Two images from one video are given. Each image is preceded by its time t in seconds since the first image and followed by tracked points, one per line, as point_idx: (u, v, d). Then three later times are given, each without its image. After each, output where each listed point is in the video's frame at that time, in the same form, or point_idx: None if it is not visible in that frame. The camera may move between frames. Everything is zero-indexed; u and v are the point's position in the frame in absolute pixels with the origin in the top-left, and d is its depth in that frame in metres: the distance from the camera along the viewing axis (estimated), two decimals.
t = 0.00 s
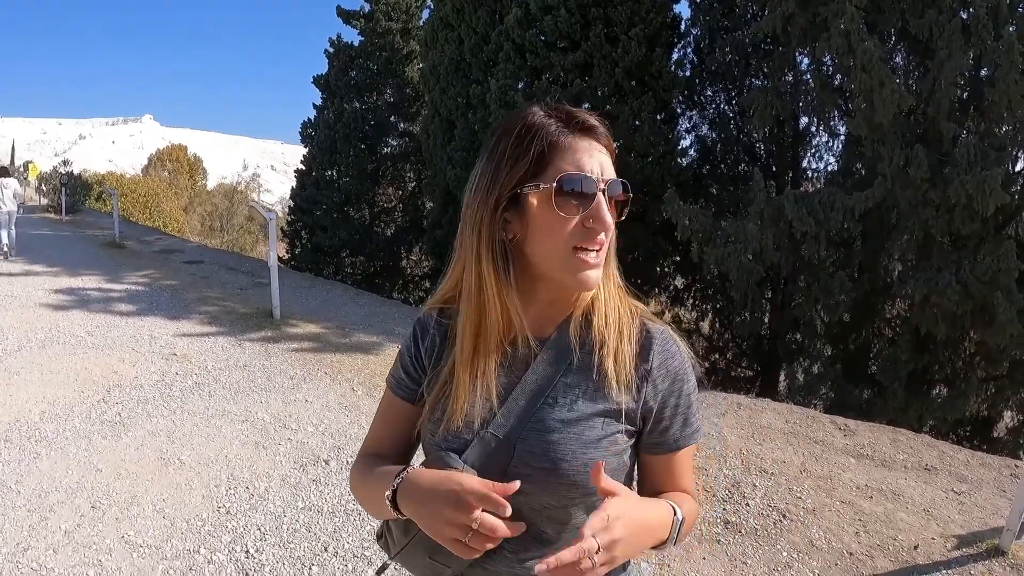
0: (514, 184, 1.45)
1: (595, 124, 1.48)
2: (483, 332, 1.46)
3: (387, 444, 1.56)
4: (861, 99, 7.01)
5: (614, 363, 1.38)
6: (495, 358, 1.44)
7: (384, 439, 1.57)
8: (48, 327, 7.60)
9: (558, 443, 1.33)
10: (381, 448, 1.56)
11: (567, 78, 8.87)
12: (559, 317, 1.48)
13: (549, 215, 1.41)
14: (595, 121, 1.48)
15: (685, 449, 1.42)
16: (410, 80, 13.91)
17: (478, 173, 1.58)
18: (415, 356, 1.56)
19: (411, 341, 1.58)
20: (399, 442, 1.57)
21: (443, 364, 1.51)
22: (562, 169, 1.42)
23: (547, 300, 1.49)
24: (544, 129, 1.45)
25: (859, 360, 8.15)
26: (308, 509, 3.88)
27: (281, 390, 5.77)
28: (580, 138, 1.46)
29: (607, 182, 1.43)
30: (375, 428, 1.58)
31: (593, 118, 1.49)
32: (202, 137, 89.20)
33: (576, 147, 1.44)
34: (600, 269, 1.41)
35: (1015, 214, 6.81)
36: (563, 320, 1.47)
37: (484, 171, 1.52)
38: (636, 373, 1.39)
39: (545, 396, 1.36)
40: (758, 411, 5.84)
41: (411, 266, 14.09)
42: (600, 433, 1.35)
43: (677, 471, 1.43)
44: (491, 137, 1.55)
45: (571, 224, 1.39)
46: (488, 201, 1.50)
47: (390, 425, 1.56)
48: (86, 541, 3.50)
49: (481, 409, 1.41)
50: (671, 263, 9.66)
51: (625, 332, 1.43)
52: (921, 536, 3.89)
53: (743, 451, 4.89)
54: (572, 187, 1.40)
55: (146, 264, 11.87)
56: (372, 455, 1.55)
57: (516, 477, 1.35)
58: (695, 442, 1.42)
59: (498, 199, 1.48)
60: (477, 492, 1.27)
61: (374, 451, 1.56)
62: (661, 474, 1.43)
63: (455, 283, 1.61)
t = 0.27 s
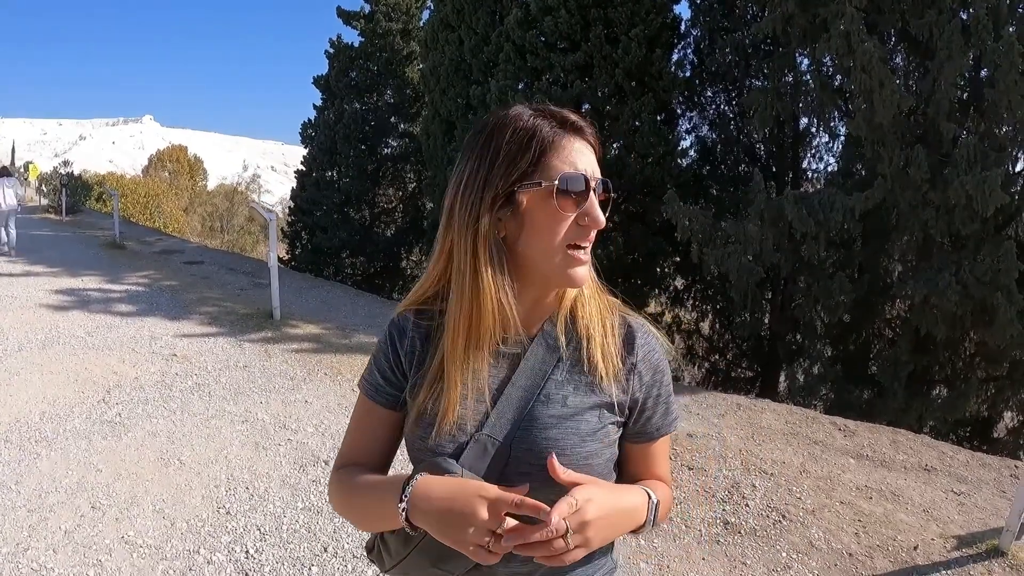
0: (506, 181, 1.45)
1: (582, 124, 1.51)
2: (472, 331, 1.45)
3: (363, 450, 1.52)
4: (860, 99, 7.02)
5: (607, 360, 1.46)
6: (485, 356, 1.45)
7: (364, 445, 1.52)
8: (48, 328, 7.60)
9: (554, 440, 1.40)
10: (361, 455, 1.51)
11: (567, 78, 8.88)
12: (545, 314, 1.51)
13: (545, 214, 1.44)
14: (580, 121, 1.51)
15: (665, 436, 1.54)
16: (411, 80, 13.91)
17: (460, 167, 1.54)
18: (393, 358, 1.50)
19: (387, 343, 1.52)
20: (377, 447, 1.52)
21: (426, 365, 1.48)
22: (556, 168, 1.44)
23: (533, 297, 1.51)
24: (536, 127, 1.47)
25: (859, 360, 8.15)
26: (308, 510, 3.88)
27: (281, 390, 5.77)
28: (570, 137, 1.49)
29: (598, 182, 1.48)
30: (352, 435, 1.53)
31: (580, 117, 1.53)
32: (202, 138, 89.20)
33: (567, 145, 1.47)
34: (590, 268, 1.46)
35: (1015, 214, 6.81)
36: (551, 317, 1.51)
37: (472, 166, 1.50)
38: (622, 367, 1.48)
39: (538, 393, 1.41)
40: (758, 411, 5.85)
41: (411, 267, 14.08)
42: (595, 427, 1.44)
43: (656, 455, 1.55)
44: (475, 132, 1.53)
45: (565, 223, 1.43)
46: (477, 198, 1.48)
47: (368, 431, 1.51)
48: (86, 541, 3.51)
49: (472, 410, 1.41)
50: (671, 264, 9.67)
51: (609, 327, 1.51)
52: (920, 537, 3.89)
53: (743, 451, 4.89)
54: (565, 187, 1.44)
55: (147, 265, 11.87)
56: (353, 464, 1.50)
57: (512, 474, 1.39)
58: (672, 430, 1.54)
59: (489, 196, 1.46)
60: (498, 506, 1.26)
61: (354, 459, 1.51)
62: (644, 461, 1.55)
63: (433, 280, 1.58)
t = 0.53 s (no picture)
0: (494, 184, 1.46)
1: (571, 127, 1.53)
2: (460, 334, 1.45)
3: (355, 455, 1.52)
4: (863, 100, 7.01)
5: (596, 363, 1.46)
6: (472, 359, 1.45)
7: (355, 451, 1.52)
8: (52, 330, 7.61)
9: (542, 446, 1.39)
10: (352, 461, 1.52)
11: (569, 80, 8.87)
12: (533, 317, 1.52)
13: (532, 216, 1.45)
14: (569, 125, 1.53)
15: (659, 437, 1.55)
16: (413, 82, 13.92)
17: (447, 171, 1.56)
18: (383, 362, 1.52)
19: (377, 346, 1.54)
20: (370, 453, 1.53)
21: (414, 368, 1.49)
22: (543, 171, 1.46)
23: (521, 300, 1.52)
24: (523, 130, 1.48)
25: (862, 361, 8.13)
26: (311, 511, 3.88)
27: (284, 393, 5.77)
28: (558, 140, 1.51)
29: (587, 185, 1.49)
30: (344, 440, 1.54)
31: (569, 121, 1.54)
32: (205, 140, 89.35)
33: (555, 148, 1.48)
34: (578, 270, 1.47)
35: (1019, 215, 6.80)
36: (538, 320, 1.52)
37: (459, 169, 1.51)
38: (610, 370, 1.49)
39: (527, 397, 1.41)
40: (761, 412, 5.83)
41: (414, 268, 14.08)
42: (585, 431, 1.43)
43: (653, 456, 1.56)
44: (463, 136, 1.55)
45: (553, 226, 1.44)
46: (464, 201, 1.49)
47: (359, 436, 1.52)
48: (89, 543, 3.51)
49: (460, 414, 1.42)
50: (673, 265, 9.66)
51: (597, 330, 1.52)
52: (924, 538, 3.88)
53: (745, 453, 4.88)
54: (552, 189, 1.45)
55: (149, 267, 11.89)
56: (345, 469, 1.51)
57: (500, 480, 1.39)
58: (667, 430, 1.56)
59: (477, 199, 1.48)
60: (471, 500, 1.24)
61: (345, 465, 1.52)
62: (641, 462, 1.56)
63: (422, 283, 1.59)
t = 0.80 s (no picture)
0: (491, 184, 1.47)
1: (572, 126, 1.53)
2: (457, 334, 1.46)
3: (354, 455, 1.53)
4: (868, 101, 7.00)
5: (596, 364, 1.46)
6: (470, 359, 1.46)
7: (354, 453, 1.53)
8: (56, 327, 7.63)
9: (541, 447, 1.39)
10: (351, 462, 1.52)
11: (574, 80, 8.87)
12: (532, 318, 1.52)
13: (531, 216, 1.45)
14: (570, 123, 1.53)
15: (666, 434, 1.55)
16: (418, 82, 13.93)
17: (446, 170, 1.57)
18: (381, 363, 1.54)
19: (377, 346, 1.56)
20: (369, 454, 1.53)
21: (412, 369, 1.50)
22: (542, 170, 1.46)
23: (520, 300, 1.52)
24: (521, 129, 1.48)
25: (866, 363, 8.12)
26: (314, 510, 3.89)
27: (288, 391, 5.78)
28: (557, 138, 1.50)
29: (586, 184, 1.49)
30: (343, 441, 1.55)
31: (569, 119, 1.54)
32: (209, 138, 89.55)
33: (553, 147, 1.48)
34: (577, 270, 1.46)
35: None
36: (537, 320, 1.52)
37: (457, 170, 1.53)
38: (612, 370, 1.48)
39: (525, 399, 1.41)
40: (764, 414, 5.83)
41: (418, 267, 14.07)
42: (585, 432, 1.43)
43: (663, 452, 1.56)
44: (462, 136, 1.55)
45: (552, 226, 1.44)
46: (462, 202, 1.50)
47: (358, 437, 1.53)
48: (92, 539, 3.52)
49: (459, 415, 1.42)
50: (678, 266, 9.65)
51: (598, 329, 1.51)
52: (926, 540, 3.87)
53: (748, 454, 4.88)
54: (550, 189, 1.45)
55: (153, 264, 11.91)
56: (343, 470, 1.51)
57: (500, 481, 1.39)
58: (675, 427, 1.56)
59: (474, 198, 1.48)
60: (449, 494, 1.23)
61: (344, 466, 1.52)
62: (649, 457, 1.56)
63: (423, 284, 1.60)
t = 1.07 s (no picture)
0: (489, 182, 1.47)
1: (572, 123, 1.52)
2: (456, 333, 1.46)
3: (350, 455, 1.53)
4: (872, 102, 6.99)
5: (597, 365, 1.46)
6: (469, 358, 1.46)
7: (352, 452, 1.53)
8: (58, 323, 7.64)
9: (544, 447, 1.39)
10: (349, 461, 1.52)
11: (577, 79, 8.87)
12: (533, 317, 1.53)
13: (527, 215, 1.44)
14: (570, 120, 1.52)
15: (663, 433, 1.55)
16: (421, 80, 13.93)
17: (447, 169, 1.57)
18: (381, 363, 1.53)
19: (375, 347, 1.55)
20: (367, 454, 1.53)
21: (412, 369, 1.49)
22: (538, 168, 1.45)
23: (521, 300, 1.53)
24: (519, 127, 1.48)
25: (867, 364, 8.11)
26: (315, 507, 3.89)
27: (290, 388, 5.78)
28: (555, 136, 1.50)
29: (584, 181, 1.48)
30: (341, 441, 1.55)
31: (568, 116, 1.53)
32: (212, 135, 89.58)
33: (550, 144, 1.48)
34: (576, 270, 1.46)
35: None
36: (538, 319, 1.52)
37: (457, 169, 1.53)
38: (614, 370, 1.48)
39: (530, 399, 1.41)
40: (765, 414, 5.82)
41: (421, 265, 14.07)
42: (588, 432, 1.42)
43: (659, 452, 1.56)
44: (462, 134, 1.55)
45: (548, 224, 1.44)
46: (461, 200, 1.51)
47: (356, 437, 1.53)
48: (93, 535, 3.53)
49: (462, 415, 1.42)
50: (680, 266, 9.64)
51: (600, 331, 1.51)
52: (926, 542, 3.87)
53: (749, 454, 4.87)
54: (547, 187, 1.44)
55: (155, 261, 11.93)
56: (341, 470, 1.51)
57: (503, 481, 1.39)
58: (671, 425, 1.56)
59: (472, 196, 1.49)
60: (468, 497, 1.23)
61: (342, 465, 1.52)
62: (645, 456, 1.56)
63: (425, 283, 1.60)
